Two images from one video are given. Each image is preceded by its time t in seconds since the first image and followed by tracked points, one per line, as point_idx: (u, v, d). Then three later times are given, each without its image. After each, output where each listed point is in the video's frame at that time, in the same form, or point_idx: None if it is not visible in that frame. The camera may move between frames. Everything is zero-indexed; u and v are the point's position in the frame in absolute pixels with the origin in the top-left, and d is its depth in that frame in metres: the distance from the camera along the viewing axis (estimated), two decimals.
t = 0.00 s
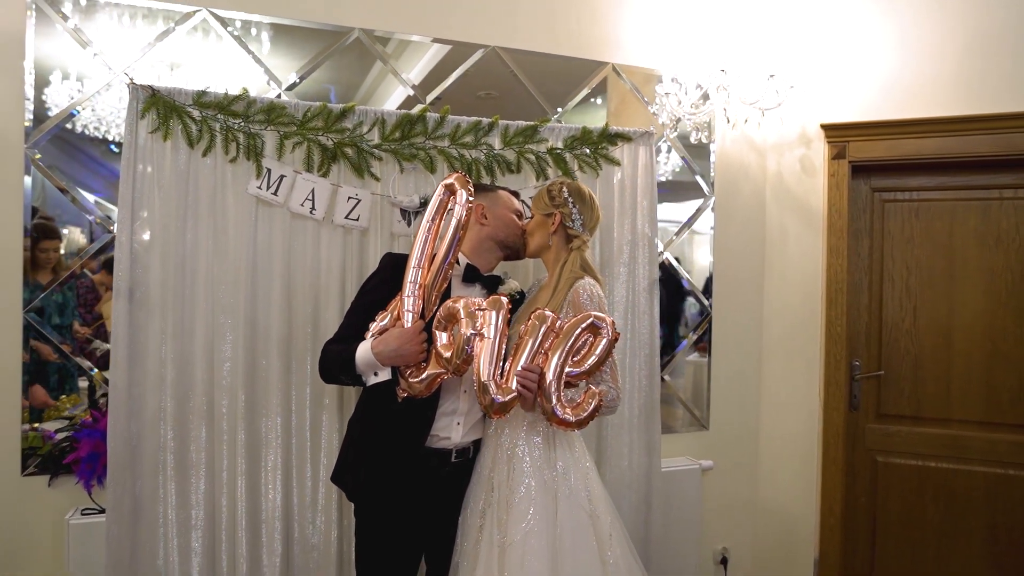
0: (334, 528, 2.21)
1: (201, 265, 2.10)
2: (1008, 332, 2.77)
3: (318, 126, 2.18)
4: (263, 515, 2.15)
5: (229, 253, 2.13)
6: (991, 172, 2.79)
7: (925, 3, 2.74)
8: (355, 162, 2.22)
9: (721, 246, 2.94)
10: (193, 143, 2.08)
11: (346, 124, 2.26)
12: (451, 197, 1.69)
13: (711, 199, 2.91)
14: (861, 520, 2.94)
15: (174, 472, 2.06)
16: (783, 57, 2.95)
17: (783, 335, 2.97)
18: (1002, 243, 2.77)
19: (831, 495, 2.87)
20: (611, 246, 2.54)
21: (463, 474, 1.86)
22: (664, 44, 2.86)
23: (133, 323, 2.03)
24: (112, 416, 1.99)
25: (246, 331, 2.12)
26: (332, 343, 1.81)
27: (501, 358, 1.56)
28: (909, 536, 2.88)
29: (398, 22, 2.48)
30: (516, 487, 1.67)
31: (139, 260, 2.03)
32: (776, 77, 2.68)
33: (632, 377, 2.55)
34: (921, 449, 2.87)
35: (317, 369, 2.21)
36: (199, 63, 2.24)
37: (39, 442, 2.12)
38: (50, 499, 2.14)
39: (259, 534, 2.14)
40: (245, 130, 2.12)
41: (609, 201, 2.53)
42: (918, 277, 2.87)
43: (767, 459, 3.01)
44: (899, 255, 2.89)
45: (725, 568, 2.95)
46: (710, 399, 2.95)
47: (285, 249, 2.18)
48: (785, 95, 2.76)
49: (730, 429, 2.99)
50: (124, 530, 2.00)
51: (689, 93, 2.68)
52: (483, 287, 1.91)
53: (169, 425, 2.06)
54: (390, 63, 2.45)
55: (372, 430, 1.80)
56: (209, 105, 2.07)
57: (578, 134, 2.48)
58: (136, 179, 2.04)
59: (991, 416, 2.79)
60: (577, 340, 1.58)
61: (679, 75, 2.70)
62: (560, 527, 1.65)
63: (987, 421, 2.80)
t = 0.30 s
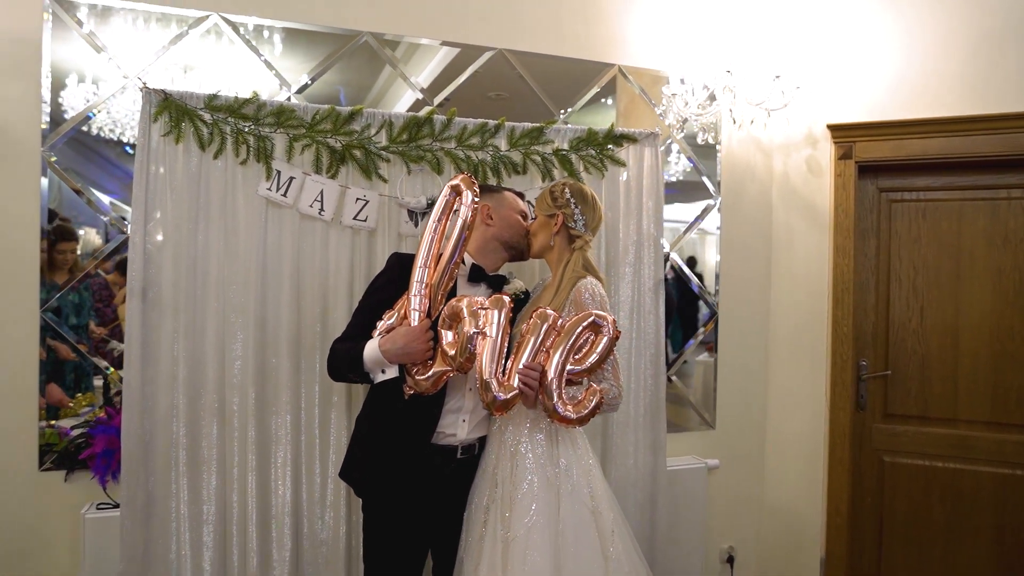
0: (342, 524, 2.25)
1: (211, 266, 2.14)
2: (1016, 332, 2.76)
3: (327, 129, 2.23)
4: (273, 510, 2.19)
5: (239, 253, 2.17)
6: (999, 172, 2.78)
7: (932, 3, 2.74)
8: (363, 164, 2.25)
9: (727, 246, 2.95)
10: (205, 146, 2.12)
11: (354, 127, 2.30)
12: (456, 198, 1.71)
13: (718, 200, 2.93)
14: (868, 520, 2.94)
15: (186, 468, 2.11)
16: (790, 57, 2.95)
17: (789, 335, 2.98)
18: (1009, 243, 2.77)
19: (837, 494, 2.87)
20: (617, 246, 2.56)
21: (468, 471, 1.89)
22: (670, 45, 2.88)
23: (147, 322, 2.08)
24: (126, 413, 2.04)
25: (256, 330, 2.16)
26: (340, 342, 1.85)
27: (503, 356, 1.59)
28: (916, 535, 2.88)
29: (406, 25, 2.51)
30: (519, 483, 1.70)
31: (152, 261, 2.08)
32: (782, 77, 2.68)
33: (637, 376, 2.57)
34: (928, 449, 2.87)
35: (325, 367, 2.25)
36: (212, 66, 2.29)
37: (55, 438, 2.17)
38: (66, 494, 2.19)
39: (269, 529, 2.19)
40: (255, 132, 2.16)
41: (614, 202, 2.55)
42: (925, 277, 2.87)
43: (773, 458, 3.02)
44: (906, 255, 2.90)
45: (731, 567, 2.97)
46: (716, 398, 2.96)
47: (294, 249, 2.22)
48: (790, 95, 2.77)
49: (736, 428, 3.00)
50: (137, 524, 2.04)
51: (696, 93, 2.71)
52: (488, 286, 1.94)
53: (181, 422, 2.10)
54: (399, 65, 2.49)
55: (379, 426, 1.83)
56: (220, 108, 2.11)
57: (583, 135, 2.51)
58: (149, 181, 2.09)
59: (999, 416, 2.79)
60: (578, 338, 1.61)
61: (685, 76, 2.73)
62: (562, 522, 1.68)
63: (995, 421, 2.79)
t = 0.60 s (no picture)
0: (350, 519, 2.28)
1: (222, 265, 2.18)
2: None
3: (336, 131, 2.26)
4: (283, 506, 2.22)
5: (250, 253, 2.20)
6: (1006, 172, 2.78)
7: (938, 3, 2.75)
8: (372, 165, 2.29)
9: (734, 246, 2.96)
10: (216, 147, 2.16)
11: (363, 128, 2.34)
12: (462, 198, 1.73)
13: (724, 201, 2.94)
14: (875, 520, 2.94)
15: (197, 464, 2.14)
16: (797, 58, 2.96)
17: (795, 335, 2.99)
18: (1017, 243, 2.77)
19: (844, 494, 2.87)
20: (623, 246, 2.57)
21: (474, 467, 1.91)
22: (677, 47, 2.90)
23: (159, 320, 2.12)
24: (139, 409, 2.08)
25: (266, 329, 2.20)
26: (348, 340, 1.88)
27: (508, 354, 1.62)
28: (922, 536, 2.88)
29: (414, 28, 2.54)
30: (524, 480, 1.72)
31: (165, 260, 2.12)
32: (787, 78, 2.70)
33: (642, 375, 2.59)
34: (935, 449, 2.87)
35: (334, 366, 2.28)
36: (224, 68, 2.32)
37: (69, 435, 2.22)
38: (80, 489, 2.23)
39: (278, 525, 2.22)
40: (265, 134, 2.20)
41: (620, 203, 2.57)
42: (932, 277, 2.87)
43: (780, 458, 3.03)
44: (913, 255, 2.90)
45: (737, 566, 2.97)
46: (722, 399, 2.97)
47: (304, 249, 2.25)
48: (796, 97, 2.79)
49: (743, 428, 3.01)
50: (150, 518, 2.08)
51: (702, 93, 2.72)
52: (493, 285, 1.98)
53: (192, 418, 2.14)
54: (407, 67, 2.52)
55: (386, 424, 1.86)
56: (232, 111, 2.16)
57: (589, 136, 2.53)
58: (163, 182, 2.13)
59: (1006, 416, 2.78)
60: (582, 336, 1.63)
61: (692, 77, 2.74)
62: (566, 519, 1.70)
63: (1004, 422, 2.79)
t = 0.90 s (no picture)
0: (358, 515, 2.31)
1: (232, 264, 2.22)
2: None
3: (344, 132, 2.30)
4: (292, 501, 2.26)
5: (260, 253, 2.24)
6: (1012, 172, 2.78)
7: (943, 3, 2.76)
8: (379, 166, 2.33)
9: (738, 246, 2.98)
10: (227, 149, 2.20)
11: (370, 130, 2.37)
12: (469, 199, 1.76)
13: (729, 202, 2.95)
14: (880, 519, 2.95)
15: (208, 459, 2.18)
16: (801, 58, 2.97)
17: (800, 334, 3.00)
18: (1022, 243, 2.77)
19: (849, 493, 2.89)
20: (628, 245, 2.60)
21: (480, 463, 1.94)
22: (682, 47, 2.92)
23: (171, 319, 2.16)
24: (151, 405, 2.12)
25: (275, 327, 2.23)
26: (355, 339, 1.91)
27: (512, 352, 1.65)
28: (927, 534, 2.89)
29: (421, 31, 2.57)
30: (528, 475, 1.75)
31: (176, 260, 2.16)
32: (792, 79, 2.71)
33: (646, 374, 2.61)
34: (941, 448, 2.88)
35: (342, 363, 2.32)
36: (234, 70, 2.37)
37: (83, 432, 2.26)
38: (93, 484, 2.28)
39: (287, 520, 2.26)
40: (275, 136, 2.24)
41: (625, 204, 2.60)
42: (937, 277, 2.88)
43: (785, 456, 3.04)
44: (918, 255, 2.90)
45: (741, 564, 2.99)
46: (727, 397, 2.98)
47: (312, 249, 2.29)
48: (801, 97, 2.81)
49: (748, 427, 3.02)
50: (161, 513, 2.12)
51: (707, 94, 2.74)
52: (498, 284, 1.99)
53: (203, 415, 2.18)
54: (414, 69, 2.55)
55: (393, 420, 1.90)
56: (242, 113, 2.20)
57: (594, 137, 2.55)
58: (174, 182, 2.17)
59: (1012, 416, 2.79)
60: (585, 334, 1.66)
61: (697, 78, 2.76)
62: (570, 513, 1.73)
63: (1009, 421, 2.79)
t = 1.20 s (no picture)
0: (363, 511, 2.34)
1: (239, 264, 2.25)
2: None
3: (349, 133, 2.33)
4: (297, 497, 2.29)
5: (266, 252, 2.27)
6: (1015, 172, 2.78)
7: (945, 4, 2.77)
8: (384, 166, 2.35)
9: (741, 246, 2.99)
10: (233, 150, 2.23)
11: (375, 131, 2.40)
12: (473, 199, 1.77)
13: (732, 202, 2.97)
14: (883, 518, 2.96)
15: (215, 456, 2.22)
16: (805, 58, 2.98)
17: (803, 333, 3.01)
18: None
19: (852, 491, 2.90)
20: (630, 245, 2.62)
21: (482, 460, 1.97)
22: (685, 48, 2.93)
23: (179, 317, 2.19)
24: (159, 403, 2.15)
25: (281, 326, 2.26)
26: (360, 337, 1.94)
27: (513, 350, 1.67)
28: (930, 533, 2.90)
29: (425, 33, 2.60)
30: (530, 472, 1.77)
31: (184, 260, 2.19)
32: (794, 79, 2.72)
33: (649, 372, 2.63)
34: (943, 448, 2.89)
35: (347, 362, 2.34)
36: (241, 72, 2.40)
37: (92, 430, 2.30)
38: (103, 480, 2.31)
39: (293, 516, 2.29)
40: (281, 137, 2.28)
41: (627, 204, 2.62)
42: (940, 277, 2.88)
43: (788, 455, 3.05)
44: (921, 255, 2.91)
45: (744, 562, 3.01)
46: (730, 397, 3.00)
47: (318, 248, 2.31)
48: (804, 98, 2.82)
49: (751, 426, 3.03)
50: (170, 509, 2.16)
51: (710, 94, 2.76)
52: (501, 284, 2.02)
53: (210, 412, 2.21)
54: (418, 70, 2.57)
55: (396, 418, 1.92)
56: (248, 114, 2.24)
57: (597, 138, 2.58)
58: (182, 183, 2.20)
59: (1014, 415, 2.80)
60: (585, 332, 1.69)
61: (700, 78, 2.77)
62: (571, 510, 1.75)
63: (1011, 420, 2.80)
